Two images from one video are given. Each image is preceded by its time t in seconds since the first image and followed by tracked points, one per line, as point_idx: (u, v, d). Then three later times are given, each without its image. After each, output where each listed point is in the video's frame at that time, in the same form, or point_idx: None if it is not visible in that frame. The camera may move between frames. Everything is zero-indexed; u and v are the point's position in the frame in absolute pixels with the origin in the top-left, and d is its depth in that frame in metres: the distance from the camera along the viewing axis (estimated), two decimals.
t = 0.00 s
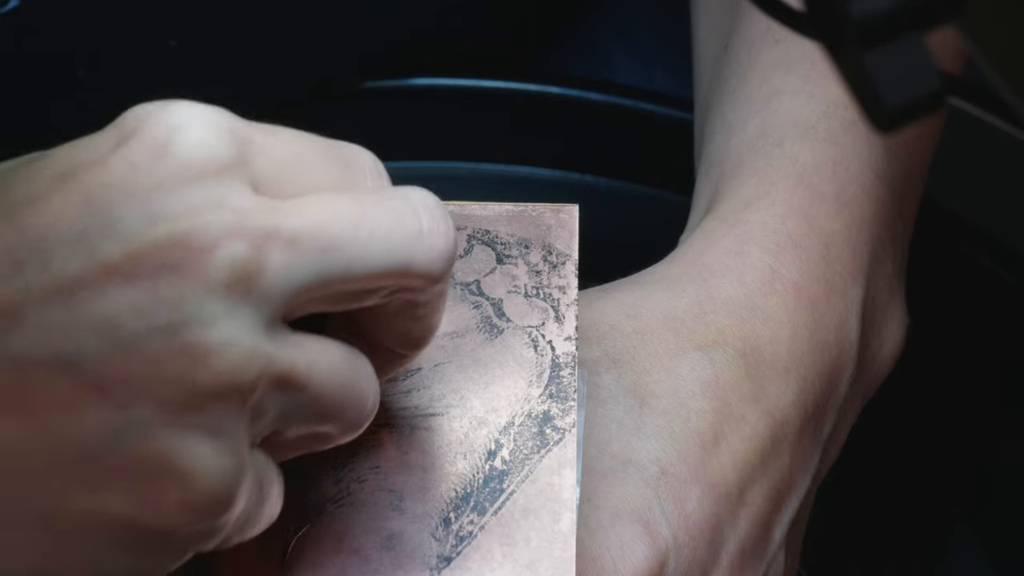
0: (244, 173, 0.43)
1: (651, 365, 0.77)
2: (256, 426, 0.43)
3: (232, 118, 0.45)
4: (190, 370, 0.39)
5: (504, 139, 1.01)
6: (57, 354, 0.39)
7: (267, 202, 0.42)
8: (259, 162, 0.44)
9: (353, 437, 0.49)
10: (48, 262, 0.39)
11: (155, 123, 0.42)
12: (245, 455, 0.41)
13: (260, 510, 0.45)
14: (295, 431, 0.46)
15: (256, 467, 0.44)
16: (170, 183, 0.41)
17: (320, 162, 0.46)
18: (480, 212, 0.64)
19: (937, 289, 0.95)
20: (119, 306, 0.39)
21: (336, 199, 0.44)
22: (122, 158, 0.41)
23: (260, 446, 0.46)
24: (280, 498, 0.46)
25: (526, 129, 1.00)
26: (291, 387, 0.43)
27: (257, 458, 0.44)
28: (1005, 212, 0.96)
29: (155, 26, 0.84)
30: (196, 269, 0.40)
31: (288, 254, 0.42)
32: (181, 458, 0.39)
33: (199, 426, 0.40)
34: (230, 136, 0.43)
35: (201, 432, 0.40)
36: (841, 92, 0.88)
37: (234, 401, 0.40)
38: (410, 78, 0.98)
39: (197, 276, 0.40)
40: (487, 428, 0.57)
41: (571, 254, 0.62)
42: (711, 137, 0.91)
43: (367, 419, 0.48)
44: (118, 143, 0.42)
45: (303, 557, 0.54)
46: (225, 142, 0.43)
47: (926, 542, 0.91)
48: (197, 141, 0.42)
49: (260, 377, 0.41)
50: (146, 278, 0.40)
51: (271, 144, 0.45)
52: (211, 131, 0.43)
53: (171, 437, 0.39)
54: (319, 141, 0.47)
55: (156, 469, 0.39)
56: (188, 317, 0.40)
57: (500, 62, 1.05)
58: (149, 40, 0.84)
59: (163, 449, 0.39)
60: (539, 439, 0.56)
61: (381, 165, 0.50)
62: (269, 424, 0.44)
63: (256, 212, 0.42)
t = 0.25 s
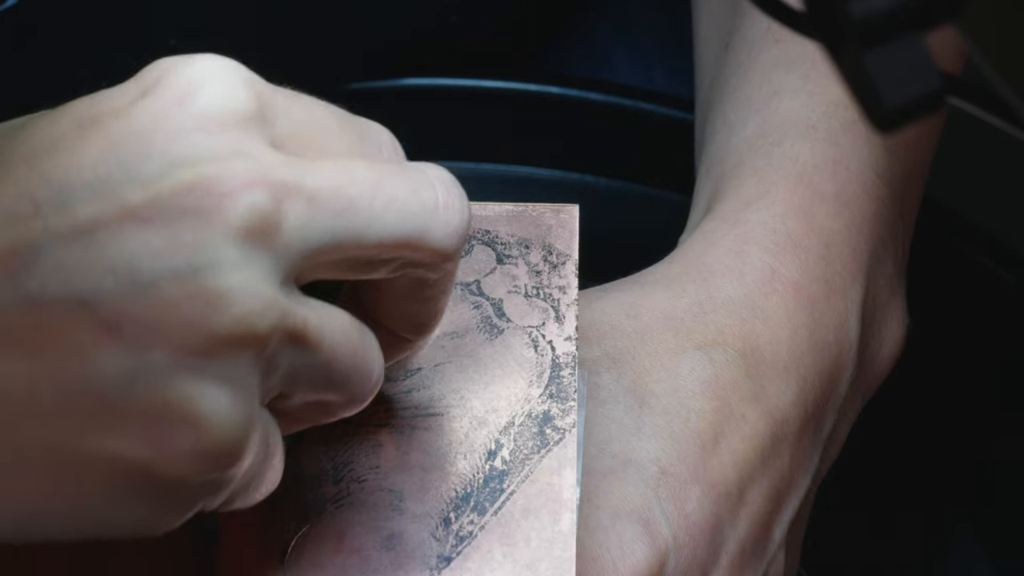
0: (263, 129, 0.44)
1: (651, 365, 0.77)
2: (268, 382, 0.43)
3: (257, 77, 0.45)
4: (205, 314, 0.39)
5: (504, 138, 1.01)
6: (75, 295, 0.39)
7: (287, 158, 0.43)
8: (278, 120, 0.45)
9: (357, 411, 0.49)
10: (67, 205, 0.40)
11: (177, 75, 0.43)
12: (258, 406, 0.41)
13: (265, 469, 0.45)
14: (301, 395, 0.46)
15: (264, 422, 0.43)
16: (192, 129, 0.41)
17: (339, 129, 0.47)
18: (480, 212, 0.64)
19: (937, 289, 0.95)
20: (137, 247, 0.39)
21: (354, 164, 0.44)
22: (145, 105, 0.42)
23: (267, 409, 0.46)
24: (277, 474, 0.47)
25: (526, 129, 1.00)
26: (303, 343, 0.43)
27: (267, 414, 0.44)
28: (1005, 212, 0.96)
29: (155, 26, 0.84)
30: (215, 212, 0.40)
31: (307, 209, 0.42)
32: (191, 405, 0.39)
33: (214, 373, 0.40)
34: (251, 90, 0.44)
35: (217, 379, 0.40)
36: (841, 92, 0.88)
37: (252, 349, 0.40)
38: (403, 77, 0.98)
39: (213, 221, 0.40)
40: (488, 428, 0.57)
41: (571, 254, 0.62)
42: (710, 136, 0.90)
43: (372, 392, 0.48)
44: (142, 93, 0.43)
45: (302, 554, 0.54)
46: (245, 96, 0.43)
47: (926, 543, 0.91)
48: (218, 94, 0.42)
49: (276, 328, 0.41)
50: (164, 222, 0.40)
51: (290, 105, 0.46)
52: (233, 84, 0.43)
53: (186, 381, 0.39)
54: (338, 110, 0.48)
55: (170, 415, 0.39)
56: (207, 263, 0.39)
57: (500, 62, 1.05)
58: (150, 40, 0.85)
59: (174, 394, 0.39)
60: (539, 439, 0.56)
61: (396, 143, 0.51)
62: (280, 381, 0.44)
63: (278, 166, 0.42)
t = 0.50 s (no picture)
0: (250, 162, 0.43)
1: (650, 366, 0.77)
2: (257, 420, 0.43)
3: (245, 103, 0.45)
4: (193, 363, 0.39)
5: (503, 139, 1.00)
6: (63, 342, 0.39)
7: (274, 193, 0.42)
8: (266, 150, 0.44)
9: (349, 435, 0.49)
10: (54, 245, 0.40)
11: (165, 108, 0.42)
12: (247, 447, 0.41)
13: (254, 505, 0.45)
14: (292, 426, 0.46)
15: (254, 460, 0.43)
16: (180, 167, 0.41)
17: (331, 153, 0.47)
18: (480, 212, 0.64)
19: (936, 290, 0.95)
20: (123, 292, 0.39)
21: (344, 195, 0.43)
22: (132, 144, 0.41)
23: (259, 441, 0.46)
24: (272, 498, 0.47)
25: (526, 129, 1.00)
26: (292, 381, 0.43)
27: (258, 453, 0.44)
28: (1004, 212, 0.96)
29: (154, 26, 0.84)
30: (200, 255, 0.40)
31: (294, 246, 0.41)
32: (180, 452, 0.39)
33: (200, 420, 0.40)
34: (237, 121, 0.43)
35: (203, 426, 0.40)
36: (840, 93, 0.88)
37: (239, 395, 0.40)
38: (400, 78, 0.98)
39: (201, 265, 0.39)
40: (487, 428, 0.57)
41: (571, 255, 0.62)
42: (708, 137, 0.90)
43: (364, 416, 0.48)
44: (129, 128, 0.42)
45: (303, 558, 0.53)
46: (233, 129, 0.43)
47: (925, 542, 0.90)
48: (205, 129, 0.42)
49: (263, 370, 0.40)
50: (151, 265, 0.39)
51: (280, 133, 0.45)
52: (219, 116, 0.42)
53: (173, 429, 0.39)
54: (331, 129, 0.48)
55: (158, 461, 0.40)
56: (194, 305, 0.39)
57: (499, 62, 1.05)
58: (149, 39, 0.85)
59: (164, 441, 0.39)
60: (539, 439, 0.56)
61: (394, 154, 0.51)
62: (269, 418, 0.44)
63: (265, 202, 0.41)
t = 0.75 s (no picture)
0: (237, 177, 0.43)
1: (650, 366, 0.77)
2: (245, 435, 0.43)
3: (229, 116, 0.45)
4: (177, 382, 0.40)
5: (503, 139, 1.00)
6: (49, 361, 0.40)
7: (261, 208, 0.42)
8: (251, 165, 0.44)
9: (342, 443, 0.49)
10: (39, 265, 0.41)
11: (150, 124, 0.42)
12: (234, 463, 0.43)
13: (243, 521, 0.46)
14: (282, 439, 0.46)
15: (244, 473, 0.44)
16: (165, 184, 0.41)
17: (321, 164, 0.47)
18: (480, 212, 0.64)
19: (936, 290, 0.95)
20: (108, 314, 0.40)
21: (331, 209, 0.43)
22: (117, 161, 0.41)
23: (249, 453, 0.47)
24: (264, 511, 0.47)
25: (526, 129, 1.00)
26: (279, 397, 0.43)
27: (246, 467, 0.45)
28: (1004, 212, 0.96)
29: (154, 26, 0.84)
30: (185, 273, 0.40)
31: (280, 262, 0.41)
32: (168, 472, 0.41)
33: (187, 439, 0.41)
34: (221, 135, 0.44)
35: (190, 446, 0.41)
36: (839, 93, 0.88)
37: (224, 412, 0.41)
38: (399, 78, 0.98)
39: (183, 285, 0.40)
40: (487, 428, 0.57)
41: (570, 255, 0.62)
42: (709, 137, 0.90)
43: (356, 426, 0.48)
44: (114, 145, 0.42)
45: (303, 558, 0.53)
46: (217, 144, 0.43)
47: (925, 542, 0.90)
48: (191, 144, 0.42)
49: (248, 388, 0.41)
50: (136, 284, 0.40)
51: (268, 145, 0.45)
52: (204, 132, 0.43)
53: (159, 448, 0.41)
54: (322, 139, 0.48)
55: (145, 478, 0.41)
56: (176, 324, 0.40)
57: (499, 62, 1.05)
58: (149, 39, 0.85)
59: (151, 459, 0.41)
60: (539, 439, 0.56)
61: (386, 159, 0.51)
62: (257, 433, 0.44)
63: (250, 218, 0.41)
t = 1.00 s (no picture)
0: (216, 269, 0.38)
1: (651, 365, 0.77)
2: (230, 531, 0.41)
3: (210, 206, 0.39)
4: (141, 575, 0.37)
5: (503, 139, 1.00)
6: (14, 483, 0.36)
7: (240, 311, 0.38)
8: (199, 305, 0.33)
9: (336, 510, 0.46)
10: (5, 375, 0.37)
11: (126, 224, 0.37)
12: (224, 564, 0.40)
13: None
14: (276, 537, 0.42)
15: None
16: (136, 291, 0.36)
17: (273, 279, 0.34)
18: (480, 212, 0.63)
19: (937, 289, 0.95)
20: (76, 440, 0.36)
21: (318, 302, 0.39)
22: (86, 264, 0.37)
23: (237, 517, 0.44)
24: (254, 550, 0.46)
25: (526, 129, 1.00)
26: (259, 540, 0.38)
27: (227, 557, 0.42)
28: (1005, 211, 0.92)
29: (155, 26, 0.84)
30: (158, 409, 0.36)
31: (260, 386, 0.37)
32: None
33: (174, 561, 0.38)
34: (167, 296, 0.33)
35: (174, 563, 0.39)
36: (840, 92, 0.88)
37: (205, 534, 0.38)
38: (400, 78, 0.98)
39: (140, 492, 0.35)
40: (487, 428, 0.57)
41: (570, 254, 0.62)
42: (709, 137, 0.90)
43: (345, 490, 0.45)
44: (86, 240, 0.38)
45: (305, 558, 0.53)
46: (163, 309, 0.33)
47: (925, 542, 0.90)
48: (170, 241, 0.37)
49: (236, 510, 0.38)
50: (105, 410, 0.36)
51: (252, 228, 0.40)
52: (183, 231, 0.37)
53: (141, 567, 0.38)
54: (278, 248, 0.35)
55: None
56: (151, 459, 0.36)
57: (500, 62, 1.04)
58: (150, 39, 0.84)
59: None
60: (538, 439, 0.57)
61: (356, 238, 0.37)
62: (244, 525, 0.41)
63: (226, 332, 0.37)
